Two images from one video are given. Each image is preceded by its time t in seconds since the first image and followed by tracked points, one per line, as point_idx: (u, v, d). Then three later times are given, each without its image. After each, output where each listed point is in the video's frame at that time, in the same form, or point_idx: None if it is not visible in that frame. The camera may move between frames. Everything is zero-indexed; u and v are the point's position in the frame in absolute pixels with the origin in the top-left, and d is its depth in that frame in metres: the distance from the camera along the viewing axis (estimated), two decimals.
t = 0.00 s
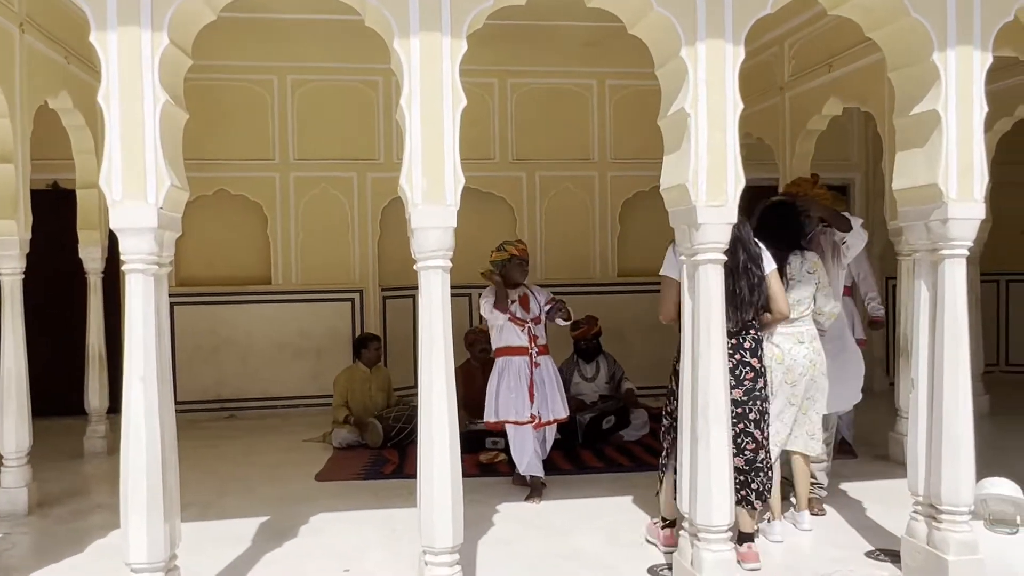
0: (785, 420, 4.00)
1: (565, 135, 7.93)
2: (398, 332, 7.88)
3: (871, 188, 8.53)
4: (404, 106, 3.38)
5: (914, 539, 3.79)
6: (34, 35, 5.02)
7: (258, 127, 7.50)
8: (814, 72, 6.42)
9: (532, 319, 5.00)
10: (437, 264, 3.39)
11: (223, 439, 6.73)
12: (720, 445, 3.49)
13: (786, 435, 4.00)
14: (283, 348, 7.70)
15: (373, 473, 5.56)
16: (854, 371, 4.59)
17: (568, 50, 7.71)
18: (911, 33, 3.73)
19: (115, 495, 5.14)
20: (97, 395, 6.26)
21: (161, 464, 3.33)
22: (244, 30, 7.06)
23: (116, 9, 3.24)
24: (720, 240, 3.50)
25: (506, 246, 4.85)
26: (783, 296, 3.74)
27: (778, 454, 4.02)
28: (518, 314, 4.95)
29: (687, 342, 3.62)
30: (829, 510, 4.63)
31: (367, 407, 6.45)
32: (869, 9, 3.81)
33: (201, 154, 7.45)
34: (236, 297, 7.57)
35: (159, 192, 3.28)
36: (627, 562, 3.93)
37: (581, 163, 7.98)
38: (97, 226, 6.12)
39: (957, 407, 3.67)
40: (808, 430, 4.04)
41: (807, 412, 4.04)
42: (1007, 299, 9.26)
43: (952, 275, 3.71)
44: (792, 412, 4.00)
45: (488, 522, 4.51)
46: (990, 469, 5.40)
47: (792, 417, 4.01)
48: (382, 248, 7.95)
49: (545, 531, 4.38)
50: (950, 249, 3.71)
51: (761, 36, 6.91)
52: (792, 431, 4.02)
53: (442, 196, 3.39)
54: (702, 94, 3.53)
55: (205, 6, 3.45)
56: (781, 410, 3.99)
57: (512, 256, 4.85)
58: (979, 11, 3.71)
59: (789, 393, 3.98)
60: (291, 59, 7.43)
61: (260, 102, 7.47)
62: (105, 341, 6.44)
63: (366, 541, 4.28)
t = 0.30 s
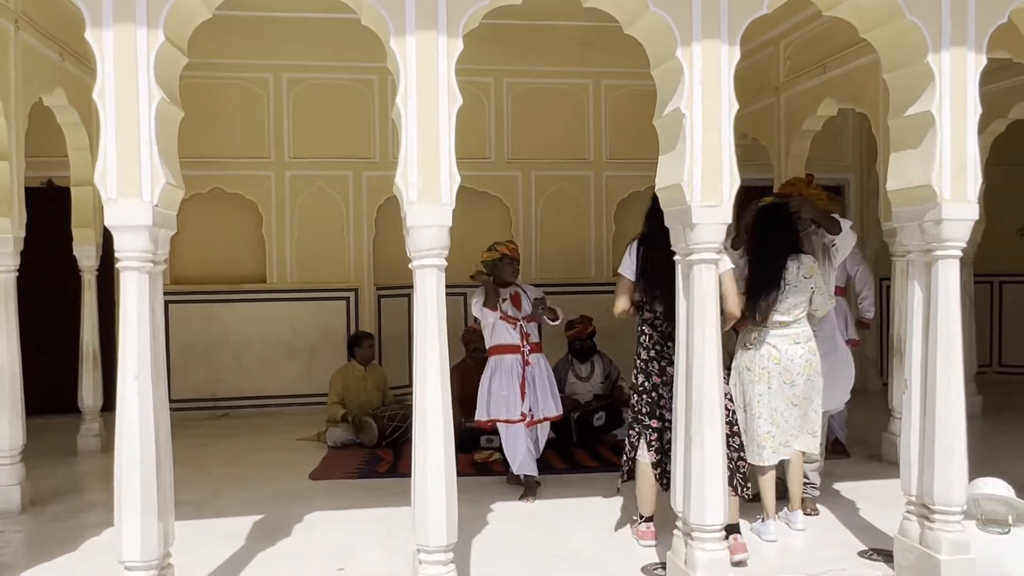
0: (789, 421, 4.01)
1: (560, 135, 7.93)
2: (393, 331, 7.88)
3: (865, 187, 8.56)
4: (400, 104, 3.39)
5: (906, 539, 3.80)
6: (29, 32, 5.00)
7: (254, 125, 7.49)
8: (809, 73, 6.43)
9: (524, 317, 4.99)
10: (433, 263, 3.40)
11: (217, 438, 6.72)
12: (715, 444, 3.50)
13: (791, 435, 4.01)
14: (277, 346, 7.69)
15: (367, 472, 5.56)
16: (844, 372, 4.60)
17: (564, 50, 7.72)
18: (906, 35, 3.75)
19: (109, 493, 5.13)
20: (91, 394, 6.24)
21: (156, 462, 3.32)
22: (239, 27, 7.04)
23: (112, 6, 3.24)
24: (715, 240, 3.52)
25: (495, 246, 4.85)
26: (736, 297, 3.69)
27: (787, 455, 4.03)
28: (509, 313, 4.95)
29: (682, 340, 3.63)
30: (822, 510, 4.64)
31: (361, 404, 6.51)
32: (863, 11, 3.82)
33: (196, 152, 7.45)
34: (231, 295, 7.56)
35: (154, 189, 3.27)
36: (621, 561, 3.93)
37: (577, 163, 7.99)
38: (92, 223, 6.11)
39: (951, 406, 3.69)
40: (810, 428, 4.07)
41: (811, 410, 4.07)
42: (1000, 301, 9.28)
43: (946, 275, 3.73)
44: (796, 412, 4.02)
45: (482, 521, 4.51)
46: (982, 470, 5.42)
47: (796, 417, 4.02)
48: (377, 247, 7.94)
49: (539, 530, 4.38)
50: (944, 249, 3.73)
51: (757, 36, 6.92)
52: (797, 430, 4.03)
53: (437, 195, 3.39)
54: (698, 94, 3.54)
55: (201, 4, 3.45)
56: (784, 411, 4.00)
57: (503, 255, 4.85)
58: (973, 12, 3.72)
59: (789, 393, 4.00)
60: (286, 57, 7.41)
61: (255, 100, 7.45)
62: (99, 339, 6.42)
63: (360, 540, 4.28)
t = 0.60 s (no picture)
0: (784, 422, 4.01)
1: (556, 135, 7.94)
2: (388, 331, 7.88)
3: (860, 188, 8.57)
4: (395, 103, 3.39)
5: (899, 539, 3.82)
6: (24, 30, 4.99)
7: (249, 124, 7.49)
8: (804, 75, 6.45)
9: (515, 317, 4.98)
10: (428, 262, 3.40)
11: (212, 437, 6.71)
12: (709, 443, 3.51)
13: (786, 436, 4.01)
14: (272, 346, 7.68)
15: (361, 471, 5.56)
16: (832, 377, 4.61)
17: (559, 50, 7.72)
18: (899, 37, 3.76)
19: (103, 492, 5.12)
20: (85, 393, 6.23)
21: (150, 460, 3.32)
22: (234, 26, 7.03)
23: (107, 5, 3.23)
24: (710, 241, 3.52)
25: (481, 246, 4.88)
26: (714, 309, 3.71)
27: (791, 456, 4.02)
28: (500, 312, 4.94)
29: (676, 339, 3.64)
30: (815, 510, 4.66)
31: (356, 404, 6.51)
32: (858, 13, 3.84)
33: (191, 151, 7.44)
34: (226, 294, 7.55)
35: (149, 188, 3.27)
36: (615, 560, 3.94)
37: (572, 164, 8.00)
38: (87, 222, 6.09)
39: (943, 406, 3.70)
40: (807, 430, 4.06)
41: (807, 411, 4.04)
42: (994, 302, 9.31)
43: (939, 276, 3.74)
44: (794, 415, 4.02)
45: (477, 521, 4.52)
46: (974, 470, 5.44)
47: (792, 418, 4.02)
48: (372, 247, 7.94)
49: (534, 530, 4.39)
50: (937, 250, 3.74)
51: (752, 37, 6.93)
52: (793, 431, 4.02)
53: (433, 195, 3.40)
54: (693, 94, 3.54)
55: (197, 2, 3.44)
56: (777, 411, 4.01)
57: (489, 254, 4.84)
58: (967, 15, 3.74)
59: (783, 394, 4.01)
60: (281, 56, 7.40)
61: (250, 99, 7.44)
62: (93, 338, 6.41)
63: (354, 539, 4.28)
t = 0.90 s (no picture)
0: (778, 427, 4.02)
1: (553, 135, 7.94)
2: (383, 330, 7.88)
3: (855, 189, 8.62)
4: (391, 104, 3.39)
5: (894, 539, 3.83)
6: (20, 30, 4.99)
7: (245, 124, 7.48)
8: (800, 76, 6.46)
9: (502, 316, 4.97)
10: (424, 263, 3.40)
11: (208, 437, 6.70)
12: (704, 444, 3.51)
13: (780, 442, 4.02)
14: (268, 346, 7.68)
15: (357, 471, 5.55)
16: (825, 379, 4.60)
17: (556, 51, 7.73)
18: (894, 39, 3.77)
19: (98, 492, 5.11)
20: (80, 392, 6.22)
21: (145, 459, 3.31)
22: (231, 25, 7.02)
23: (103, 4, 3.23)
24: (705, 242, 3.53)
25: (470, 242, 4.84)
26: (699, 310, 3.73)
27: (784, 459, 4.04)
28: (487, 311, 4.92)
29: (672, 339, 3.64)
30: (810, 511, 4.67)
31: (350, 404, 6.53)
32: (853, 15, 3.85)
33: (187, 151, 7.42)
34: (221, 294, 7.55)
35: (144, 187, 3.26)
36: (610, 561, 3.95)
37: (569, 164, 8.01)
38: (82, 221, 6.09)
39: (938, 408, 3.71)
40: (799, 432, 4.09)
41: (798, 414, 4.08)
42: (989, 303, 9.34)
43: (935, 278, 3.75)
44: (786, 418, 4.03)
45: (473, 521, 4.52)
46: (969, 471, 5.45)
47: (785, 422, 4.03)
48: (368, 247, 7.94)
49: (529, 530, 4.39)
50: (932, 252, 3.75)
51: (749, 38, 6.94)
52: (786, 436, 4.03)
53: (429, 195, 3.40)
54: (689, 95, 3.55)
55: (193, 2, 3.44)
56: (771, 416, 4.02)
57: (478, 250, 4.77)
58: (962, 17, 3.75)
59: (778, 400, 4.02)
60: (278, 56, 7.40)
61: (246, 98, 7.44)
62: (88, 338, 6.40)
63: (350, 539, 4.27)
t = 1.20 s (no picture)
0: (775, 425, 4.04)
1: (551, 135, 7.94)
2: (381, 330, 7.88)
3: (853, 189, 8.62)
4: (389, 104, 3.39)
5: (892, 539, 3.83)
6: (17, 30, 4.98)
7: (243, 123, 7.47)
8: (798, 76, 6.47)
9: (477, 319, 5.04)
10: (422, 263, 3.40)
11: (205, 437, 6.69)
12: (703, 443, 3.51)
13: (776, 440, 4.04)
14: (266, 346, 7.67)
15: (354, 471, 5.55)
16: (825, 378, 4.58)
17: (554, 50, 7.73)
18: (892, 39, 3.77)
19: (95, 492, 5.11)
20: (77, 392, 6.21)
21: (142, 459, 3.31)
22: (228, 24, 7.01)
23: (100, 4, 3.22)
24: (703, 242, 3.53)
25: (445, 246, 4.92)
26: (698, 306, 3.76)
27: (779, 457, 4.06)
28: (462, 314, 5.01)
29: (670, 339, 3.64)
30: (808, 511, 4.67)
31: (348, 404, 6.52)
32: (852, 15, 3.85)
33: (185, 150, 7.41)
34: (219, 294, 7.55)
35: (141, 187, 3.26)
36: (608, 561, 3.95)
37: (567, 164, 8.00)
38: (80, 221, 6.08)
39: (936, 408, 3.71)
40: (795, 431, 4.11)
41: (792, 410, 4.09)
42: (987, 302, 9.35)
43: (932, 278, 3.75)
44: (781, 416, 4.05)
45: (471, 521, 4.52)
46: (966, 471, 5.46)
47: (782, 420, 4.06)
48: (366, 247, 7.93)
49: (527, 530, 4.39)
50: (930, 252, 3.75)
51: (747, 39, 6.94)
52: (783, 434, 4.06)
53: (426, 196, 3.40)
54: (687, 96, 3.55)
55: (190, 2, 3.43)
56: (769, 414, 4.04)
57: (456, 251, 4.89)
58: (960, 18, 3.75)
59: (777, 397, 4.05)
60: (276, 56, 7.39)
61: (244, 98, 7.43)
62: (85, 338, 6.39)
63: (348, 539, 4.27)
